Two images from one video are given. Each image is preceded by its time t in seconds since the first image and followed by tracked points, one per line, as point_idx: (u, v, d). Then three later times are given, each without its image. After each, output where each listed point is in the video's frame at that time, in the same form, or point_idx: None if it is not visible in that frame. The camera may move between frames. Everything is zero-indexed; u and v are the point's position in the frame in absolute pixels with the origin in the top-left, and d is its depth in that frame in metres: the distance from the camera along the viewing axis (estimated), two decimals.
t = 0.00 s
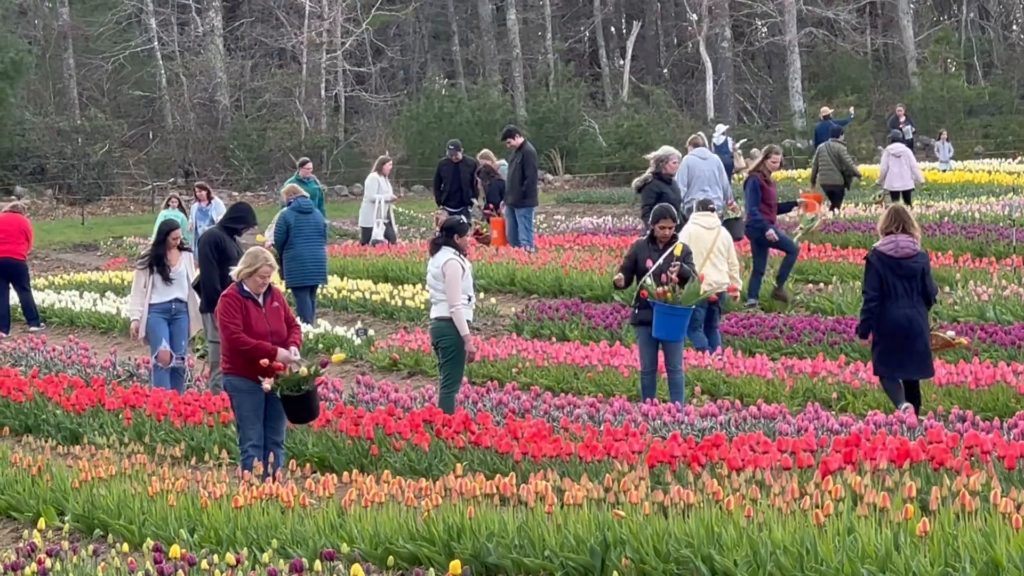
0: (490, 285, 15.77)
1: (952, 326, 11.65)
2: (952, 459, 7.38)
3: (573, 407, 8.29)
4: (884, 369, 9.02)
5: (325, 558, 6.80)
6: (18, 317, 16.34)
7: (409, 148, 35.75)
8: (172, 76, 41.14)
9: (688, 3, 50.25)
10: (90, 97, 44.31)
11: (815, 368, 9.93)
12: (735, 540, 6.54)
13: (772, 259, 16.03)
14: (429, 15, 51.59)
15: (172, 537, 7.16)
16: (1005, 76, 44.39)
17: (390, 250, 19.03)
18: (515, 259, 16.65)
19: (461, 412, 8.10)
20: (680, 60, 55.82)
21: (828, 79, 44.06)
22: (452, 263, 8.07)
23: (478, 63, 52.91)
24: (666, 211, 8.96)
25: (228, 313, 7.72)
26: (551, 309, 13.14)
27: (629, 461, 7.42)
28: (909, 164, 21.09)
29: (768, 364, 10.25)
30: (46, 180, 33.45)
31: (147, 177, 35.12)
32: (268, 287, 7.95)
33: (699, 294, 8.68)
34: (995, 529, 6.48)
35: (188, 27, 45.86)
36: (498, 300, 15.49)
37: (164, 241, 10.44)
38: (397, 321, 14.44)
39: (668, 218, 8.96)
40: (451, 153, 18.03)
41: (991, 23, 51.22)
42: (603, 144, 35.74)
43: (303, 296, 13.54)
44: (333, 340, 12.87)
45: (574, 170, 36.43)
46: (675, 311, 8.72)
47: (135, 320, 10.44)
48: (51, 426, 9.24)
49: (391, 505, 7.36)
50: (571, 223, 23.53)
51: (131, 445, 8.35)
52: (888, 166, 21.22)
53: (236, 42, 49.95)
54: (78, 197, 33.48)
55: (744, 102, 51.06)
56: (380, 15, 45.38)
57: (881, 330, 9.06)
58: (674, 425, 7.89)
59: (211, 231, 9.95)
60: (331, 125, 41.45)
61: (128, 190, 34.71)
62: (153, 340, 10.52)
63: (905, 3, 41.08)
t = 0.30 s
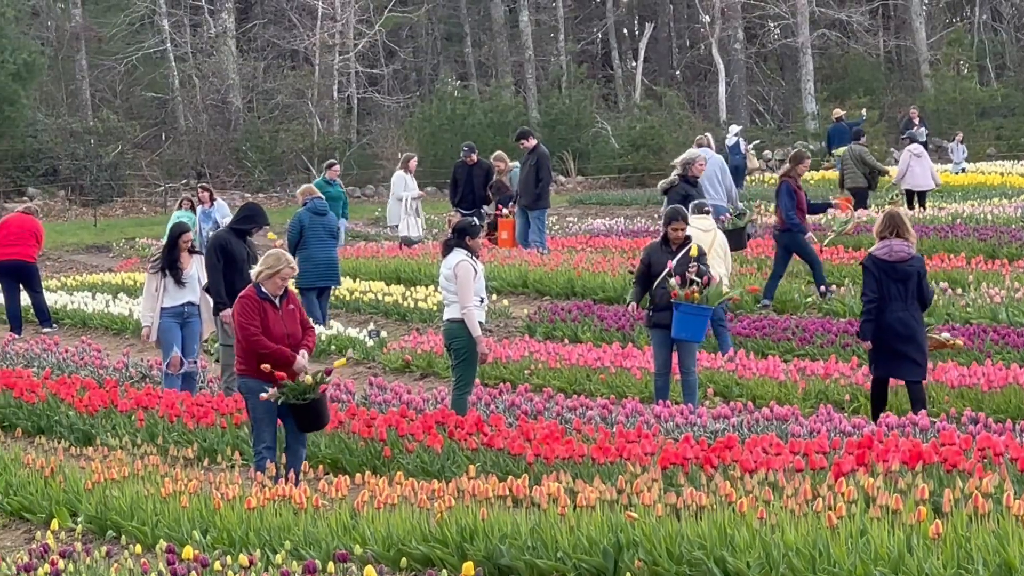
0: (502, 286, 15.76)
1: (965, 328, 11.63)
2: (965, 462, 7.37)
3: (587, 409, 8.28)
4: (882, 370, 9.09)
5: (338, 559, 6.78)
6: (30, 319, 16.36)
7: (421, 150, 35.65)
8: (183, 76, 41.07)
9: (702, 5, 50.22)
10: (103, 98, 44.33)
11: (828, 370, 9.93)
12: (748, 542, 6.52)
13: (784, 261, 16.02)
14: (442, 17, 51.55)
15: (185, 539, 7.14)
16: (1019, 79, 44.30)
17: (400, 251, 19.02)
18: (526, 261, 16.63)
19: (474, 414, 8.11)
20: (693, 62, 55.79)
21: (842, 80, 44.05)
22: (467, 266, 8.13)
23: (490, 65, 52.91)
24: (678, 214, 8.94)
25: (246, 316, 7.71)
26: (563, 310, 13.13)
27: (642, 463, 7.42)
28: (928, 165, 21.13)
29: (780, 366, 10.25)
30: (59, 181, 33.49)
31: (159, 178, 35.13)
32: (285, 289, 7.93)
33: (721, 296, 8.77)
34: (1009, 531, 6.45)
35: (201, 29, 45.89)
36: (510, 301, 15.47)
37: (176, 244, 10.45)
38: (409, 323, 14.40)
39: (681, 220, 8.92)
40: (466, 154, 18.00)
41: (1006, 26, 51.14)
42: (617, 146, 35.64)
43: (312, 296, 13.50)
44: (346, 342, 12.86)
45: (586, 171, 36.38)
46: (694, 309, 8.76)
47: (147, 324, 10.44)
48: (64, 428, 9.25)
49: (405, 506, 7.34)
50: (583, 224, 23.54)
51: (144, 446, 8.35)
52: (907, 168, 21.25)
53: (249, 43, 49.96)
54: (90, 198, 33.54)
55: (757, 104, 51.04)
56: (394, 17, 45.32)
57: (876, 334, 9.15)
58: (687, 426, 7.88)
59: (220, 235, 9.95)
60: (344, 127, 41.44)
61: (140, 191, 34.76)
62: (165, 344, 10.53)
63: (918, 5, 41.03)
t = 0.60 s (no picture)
0: (514, 289, 15.77)
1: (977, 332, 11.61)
2: (977, 464, 7.36)
3: (599, 412, 8.27)
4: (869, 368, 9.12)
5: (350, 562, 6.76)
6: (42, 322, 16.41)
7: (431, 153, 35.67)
8: (196, 78, 41.15)
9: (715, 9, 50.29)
10: (114, 101, 44.39)
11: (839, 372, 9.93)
12: (760, 544, 6.48)
13: (795, 264, 16.04)
14: (453, 19, 51.59)
15: (196, 541, 7.13)
16: None
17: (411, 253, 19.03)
18: (537, 264, 16.63)
19: (485, 416, 8.12)
20: (705, 65, 55.84)
21: (853, 84, 44.11)
22: (473, 267, 8.21)
23: (502, 68, 52.98)
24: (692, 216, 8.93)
25: (270, 317, 7.71)
26: (574, 313, 13.14)
27: (653, 466, 7.42)
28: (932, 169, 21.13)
29: (791, 369, 10.27)
30: (70, 183, 33.60)
31: (170, 181, 35.24)
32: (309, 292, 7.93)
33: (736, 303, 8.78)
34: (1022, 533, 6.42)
35: (213, 32, 45.97)
36: (522, 304, 15.48)
37: (182, 247, 10.47)
38: (421, 326, 14.38)
39: (695, 223, 8.89)
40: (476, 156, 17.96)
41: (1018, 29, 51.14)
42: (628, 148, 35.61)
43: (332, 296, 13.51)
44: (358, 345, 12.87)
45: (597, 173, 36.37)
46: (713, 311, 8.73)
47: (153, 327, 10.47)
48: (77, 430, 9.27)
49: (416, 509, 7.33)
50: (595, 227, 23.57)
51: (156, 448, 8.35)
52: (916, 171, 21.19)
53: (261, 45, 50.02)
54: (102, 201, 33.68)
55: (770, 107, 51.07)
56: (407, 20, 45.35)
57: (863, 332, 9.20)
58: (699, 429, 7.88)
59: (237, 240, 9.89)
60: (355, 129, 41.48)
61: (151, 194, 34.89)
62: (172, 347, 10.56)
63: (929, 8, 41.03)
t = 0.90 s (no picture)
0: (523, 290, 15.77)
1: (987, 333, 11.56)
2: (987, 466, 7.35)
3: (608, 414, 8.27)
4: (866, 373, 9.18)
5: (359, 562, 6.74)
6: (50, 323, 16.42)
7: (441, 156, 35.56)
8: (206, 80, 41.23)
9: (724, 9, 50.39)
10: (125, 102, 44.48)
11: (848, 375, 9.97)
12: (771, 546, 6.45)
13: (804, 266, 16.04)
14: (462, 20, 51.67)
15: (206, 542, 7.11)
16: None
17: (421, 256, 19.01)
18: (546, 265, 16.63)
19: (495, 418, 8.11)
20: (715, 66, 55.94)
21: (862, 85, 44.15)
22: (475, 265, 8.53)
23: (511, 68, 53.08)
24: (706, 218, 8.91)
25: (296, 314, 7.71)
26: (585, 315, 13.14)
27: (663, 467, 7.42)
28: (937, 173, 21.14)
29: (801, 371, 10.29)
30: (79, 184, 33.59)
31: (180, 182, 35.31)
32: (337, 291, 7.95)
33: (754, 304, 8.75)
34: None
35: (223, 34, 46.04)
36: (531, 306, 15.47)
37: (191, 248, 10.48)
38: (431, 327, 14.37)
39: (709, 224, 8.91)
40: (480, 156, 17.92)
41: None
42: (637, 150, 35.57)
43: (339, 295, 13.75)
44: (368, 346, 12.89)
45: (606, 175, 36.34)
46: (728, 315, 8.69)
47: (163, 328, 10.46)
48: (88, 432, 9.27)
49: (426, 511, 7.31)
50: (605, 229, 23.56)
51: (166, 450, 8.35)
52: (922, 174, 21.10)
53: (271, 47, 50.09)
54: (111, 202, 33.65)
55: (778, 107, 51.15)
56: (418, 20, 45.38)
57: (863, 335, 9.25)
58: (709, 430, 7.87)
59: (258, 241, 9.76)
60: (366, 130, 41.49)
61: (160, 195, 34.89)
62: (184, 347, 10.57)
63: (939, 10, 41.08)
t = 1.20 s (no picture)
0: (531, 291, 15.76)
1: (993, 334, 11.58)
2: (995, 467, 7.37)
3: (616, 415, 8.29)
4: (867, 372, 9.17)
5: (368, 563, 6.72)
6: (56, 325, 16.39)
7: (451, 157, 35.32)
8: (214, 80, 41.21)
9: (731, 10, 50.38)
10: (132, 103, 44.43)
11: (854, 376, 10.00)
12: (779, 547, 6.43)
13: (811, 267, 16.05)
14: (470, 21, 51.59)
15: (215, 543, 7.10)
16: None
17: (431, 256, 18.99)
18: (553, 266, 16.63)
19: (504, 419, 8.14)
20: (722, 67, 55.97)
21: (869, 86, 44.15)
22: (480, 265, 8.62)
23: (519, 69, 53.00)
24: (717, 219, 8.95)
25: (315, 312, 7.73)
26: (592, 315, 13.16)
27: (671, 468, 7.43)
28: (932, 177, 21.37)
29: (809, 372, 10.33)
30: (87, 185, 33.48)
31: (189, 183, 35.29)
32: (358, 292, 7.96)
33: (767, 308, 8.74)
34: None
35: (231, 35, 46.01)
36: (540, 306, 15.47)
37: (207, 250, 10.48)
38: (439, 328, 14.35)
39: (719, 226, 8.93)
40: (478, 159, 17.90)
41: None
42: (645, 150, 35.72)
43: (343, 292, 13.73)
44: (376, 347, 12.90)
45: (614, 175, 36.28)
46: (738, 319, 8.72)
47: (177, 332, 10.47)
48: (97, 433, 9.29)
49: (434, 512, 7.30)
50: (612, 230, 23.54)
51: (174, 450, 8.36)
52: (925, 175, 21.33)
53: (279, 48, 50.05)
54: (119, 203, 33.55)
55: (786, 109, 51.13)
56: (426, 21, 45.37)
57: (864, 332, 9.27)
58: (717, 431, 7.89)
59: (275, 241, 9.73)
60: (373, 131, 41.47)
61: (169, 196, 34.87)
62: (197, 350, 10.55)
63: (946, 11, 41.14)
